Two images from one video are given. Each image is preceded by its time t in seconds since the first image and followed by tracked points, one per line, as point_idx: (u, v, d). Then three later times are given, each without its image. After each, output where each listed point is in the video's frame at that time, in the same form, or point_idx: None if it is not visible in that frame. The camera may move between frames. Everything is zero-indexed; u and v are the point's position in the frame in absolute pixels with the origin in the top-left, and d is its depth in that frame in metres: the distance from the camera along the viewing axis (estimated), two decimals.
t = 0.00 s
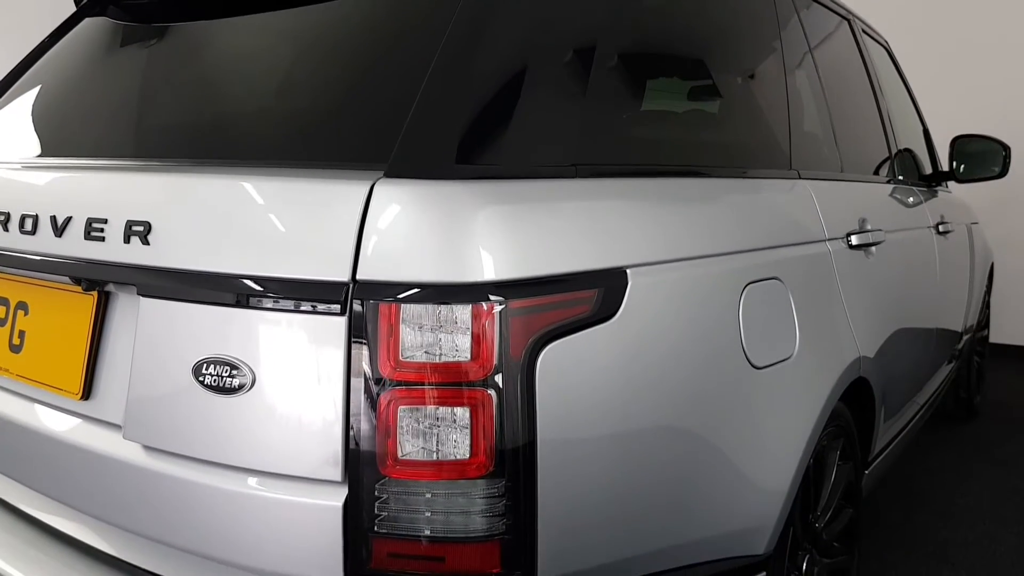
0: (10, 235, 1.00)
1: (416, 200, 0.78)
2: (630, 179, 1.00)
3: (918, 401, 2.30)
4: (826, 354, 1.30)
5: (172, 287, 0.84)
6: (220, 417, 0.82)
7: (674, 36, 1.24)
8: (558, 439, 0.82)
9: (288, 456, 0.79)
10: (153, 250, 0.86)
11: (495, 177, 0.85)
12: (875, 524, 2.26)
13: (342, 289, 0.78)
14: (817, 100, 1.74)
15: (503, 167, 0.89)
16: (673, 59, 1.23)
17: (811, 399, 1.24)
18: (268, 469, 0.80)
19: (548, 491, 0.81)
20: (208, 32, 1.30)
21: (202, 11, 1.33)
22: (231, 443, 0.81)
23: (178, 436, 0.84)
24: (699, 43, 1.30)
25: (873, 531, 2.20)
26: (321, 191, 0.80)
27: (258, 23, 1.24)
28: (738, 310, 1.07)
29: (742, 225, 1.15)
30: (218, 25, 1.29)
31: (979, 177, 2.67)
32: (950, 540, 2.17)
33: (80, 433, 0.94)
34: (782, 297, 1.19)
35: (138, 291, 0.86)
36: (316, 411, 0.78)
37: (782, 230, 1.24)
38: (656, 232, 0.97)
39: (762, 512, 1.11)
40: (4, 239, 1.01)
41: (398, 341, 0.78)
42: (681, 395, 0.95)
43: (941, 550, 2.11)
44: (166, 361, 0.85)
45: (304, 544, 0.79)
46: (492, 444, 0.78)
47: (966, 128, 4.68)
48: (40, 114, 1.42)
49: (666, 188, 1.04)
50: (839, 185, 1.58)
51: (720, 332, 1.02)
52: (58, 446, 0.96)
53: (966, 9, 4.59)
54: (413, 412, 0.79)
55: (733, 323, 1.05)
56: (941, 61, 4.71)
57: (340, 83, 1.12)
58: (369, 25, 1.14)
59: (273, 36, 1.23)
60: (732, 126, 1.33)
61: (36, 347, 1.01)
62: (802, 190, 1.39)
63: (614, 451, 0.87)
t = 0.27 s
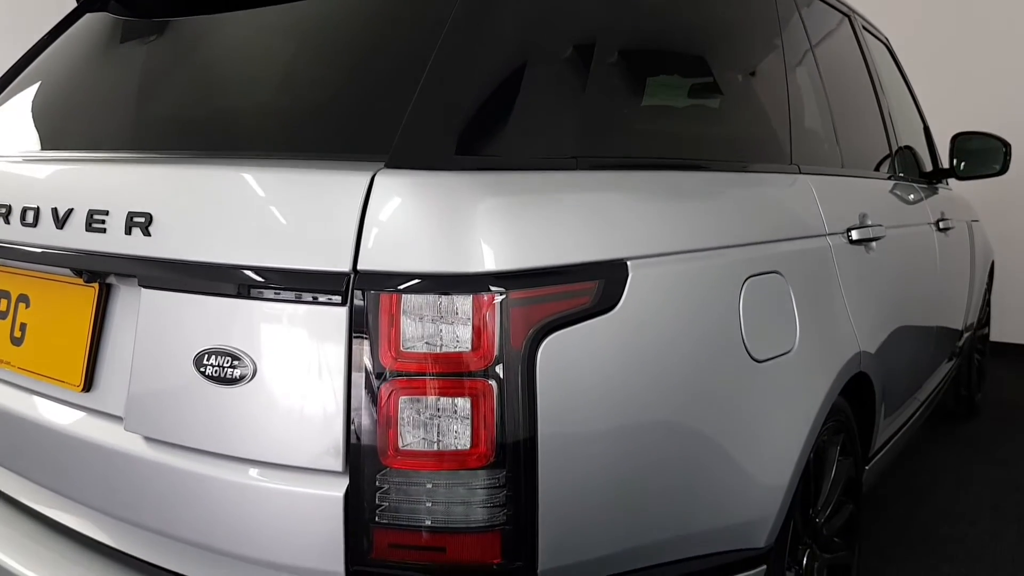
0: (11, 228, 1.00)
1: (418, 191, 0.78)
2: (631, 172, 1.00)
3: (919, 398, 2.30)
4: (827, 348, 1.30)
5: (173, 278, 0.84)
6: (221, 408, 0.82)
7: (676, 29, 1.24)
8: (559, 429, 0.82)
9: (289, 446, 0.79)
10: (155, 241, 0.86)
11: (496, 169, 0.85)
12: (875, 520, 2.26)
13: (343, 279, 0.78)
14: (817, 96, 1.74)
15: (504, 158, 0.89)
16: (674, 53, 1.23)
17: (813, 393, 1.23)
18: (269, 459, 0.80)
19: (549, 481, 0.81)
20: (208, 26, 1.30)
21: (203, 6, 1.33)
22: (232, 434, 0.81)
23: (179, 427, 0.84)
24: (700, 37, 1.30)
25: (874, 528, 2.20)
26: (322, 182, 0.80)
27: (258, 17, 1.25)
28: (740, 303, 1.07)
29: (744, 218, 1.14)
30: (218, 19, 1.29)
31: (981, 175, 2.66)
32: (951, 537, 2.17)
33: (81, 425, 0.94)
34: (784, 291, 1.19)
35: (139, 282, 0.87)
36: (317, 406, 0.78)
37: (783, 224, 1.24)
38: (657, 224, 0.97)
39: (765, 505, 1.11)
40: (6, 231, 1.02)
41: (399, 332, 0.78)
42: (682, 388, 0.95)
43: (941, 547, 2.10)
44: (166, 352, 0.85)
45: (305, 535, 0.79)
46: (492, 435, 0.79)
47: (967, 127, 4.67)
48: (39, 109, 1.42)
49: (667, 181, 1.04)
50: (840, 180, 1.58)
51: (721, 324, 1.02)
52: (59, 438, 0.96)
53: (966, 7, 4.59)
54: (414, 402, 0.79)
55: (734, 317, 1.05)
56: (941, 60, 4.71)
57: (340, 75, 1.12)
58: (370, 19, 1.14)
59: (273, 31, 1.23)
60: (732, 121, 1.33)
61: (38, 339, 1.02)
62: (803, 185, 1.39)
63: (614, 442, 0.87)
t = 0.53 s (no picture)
0: (14, 221, 1.01)
1: (420, 183, 0.78)
2: (633, 165, 1.00)
3: (920, 394, 2.30)
4: (829, 342, 1.30)
5: (176, 270, 0.84)
6: (224, 400, 0.82)
7: (677, 24, 1.24)
8: (562, 420, 0.82)
9: (292, 437, 0.79)
10: (158, 233, 0.86)
11: (499, 161, 0.85)
12: (876, 517, 2.26)
13: (346, 270, 0.78)
14: (818, 92, 1.74)
15: (506, 151, 0.89)
16: (676, 47, 1.23)
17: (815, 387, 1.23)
18: (272, 450, 0.80)
19: (551, 472, 0.81)
20: (210, 22, 1.30)
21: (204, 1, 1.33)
22: (235, 425, 0.82)
23: (181, 419, 0.85)
24: (701, 32, 1.30)
25: (874, 524, 2.20)
26: (325, 174, 0.81)
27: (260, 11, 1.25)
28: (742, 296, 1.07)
29: (745, 212, 1.15)
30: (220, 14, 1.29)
31: (983, 172, 2.66)
32: (952, 533, 2.17)
33: (84, 417, 0.94)
34: (786, 285, 1.19)
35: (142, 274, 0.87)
36: (320, 400, 0.79)
37: (784, 218, 1.24)
38: (659, 217, 0.97)
39: (767, 499, 1.11)
40: (8, 225, 1.02)
41: (401, 323, 0.78)
42: (684, 380, 0.95)
43: (942, 543, 2.11)
44: (169, 343, 0.85)
45: (307, 525, 0.79)
46: (495, 425, 0.79)
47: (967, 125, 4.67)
48: (38, 104, 1.42)
49: (669, 174, 1.04)
50: (840, 176, 1.59)
51: (723, 317, 1.02)
52: (62, 430, 0.96)
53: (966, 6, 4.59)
54: (417, 393, 0.79)
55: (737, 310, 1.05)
56: (941, 58, 4.71)
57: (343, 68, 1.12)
58: (372, 13, 1.14)
59: (275, 25, 1.23)
60: (734, 116, 1.33)
61: (40, 331, 1.02)
62: (804, 180, 1.39)
63: (617, 434, 0.87)
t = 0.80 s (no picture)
0: (17, 214, 1.01)
1: (422, 175, 0.79)
2: (634, 158, 1.01)
3: (920, 391, 2.30)
4: (830, 336, 1.30)
5: (179, 261, 0.85)
6: (227, 391, 0.82)
7: (678, 19, 1.24)
8: (563, 410, 0.82)
9: (295, 427, 0.80)
10: (161, 225, 0.86)
11: (500, 153, 0.86)
12: (877, 514, 2.26)
13: (348, 260, 0.78)
14: (819, 88, 1.74)
15: (507, 143, 0.90)
16: (676, 42, 1.23)
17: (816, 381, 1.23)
18: (275, 441, 0.81)
19: (553, 462, 0.82)
20: (211, 16, 1.30)
21: None
22: (237, 415, 0.82)
23: (184, 410, 0.85)
24: (703, 27, 1.30)
25: (875, 521, 2.20)
26: (328, 165, 0.81)
27: (261, 6, 1.25)
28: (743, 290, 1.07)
29: (746, 206, 1.15)
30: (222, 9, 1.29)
31: (983, 170, 2.66)
32: (953, 530, 2.17)
33: (87, 408, 0.95)
34: (787, 279, 1.19)
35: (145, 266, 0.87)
36: (322, 394, 0.79)
37: (785, 212, 1.24)
38: (660, 210, 0.97)
39: (768, 493, 1.12)
40: (11, 218, 1.02)
41: (404, 314, 0.78)
42: (686, 372, 0.95)
43: (942, 540, 2.11)
44: (172, 334, 0.85)
45: (311, 515, 0.80)
46: (497, 416, 0.79)
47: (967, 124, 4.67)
48: (40, 98, 1.42)
49: (670, 167, 1.04)
50: (841, 171, 1.59)
51: (725, 310, 1.02)
52: (65, 421, 0.97)
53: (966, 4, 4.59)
54: (419, 383, 0.79)
55: (738, 303, 1.05)
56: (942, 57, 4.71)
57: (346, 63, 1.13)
58: (373, 7, 1.15)
59: (277, 20, 1.23)
60: (735, 110, 1.33)
61: (43, 324, 1.02)
62: (805, 175, 1.39)
63: (619, 425, 0.87)
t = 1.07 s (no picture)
0: (21, 208, 1.01)
1: (425, 169, 0.79)
2: (636, 153, 1.01)
3: (921, 388, 2.30)
4: (831, 331, 1.30)
5: (183, 254, 0.85)
6: (230, 384, 0.83)
7: (679, 15, 1.25)
8: (566, 402, 0.82)
9: (298, 419, 0.80)
10: (164, 218, 0.87)
11: (502, 147, 0.86)
12: (878, 511, 2.26)
13: (351, 253, 0.79)
14: (820, 86, 1.75)
15: (509, 137, 0.90)
16: (677, 38, 1.24)
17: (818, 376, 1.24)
18: (278, 433, 0.81)
19: (555, 455, 0.82)
20: (213, 13, 1.31)
21: None
22: (241, 406, 0.82)
23: (188, 403, 0.85)
24: (704, 23, 1.30)
25: (875, 518, 2.20)
26: (330, 159, 0.81)
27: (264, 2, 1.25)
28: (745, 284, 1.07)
29: (747, 201, 1.15)
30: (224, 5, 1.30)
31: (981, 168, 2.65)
32: (954, 527, 2.17)
33: (91, 401, 0.95)
34: (788, 274, 1.19)
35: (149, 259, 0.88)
36: (325, 389, 0.79)
37: (785, 207, 1.25)
38: (662, 204, 0.97)
39: (769, 487, 1.12)
40: (15, 212, 1.02)
41: (406, 306, 0.79)
42: (687, 365, 0.95)
43: (943, 537, 2.11)
44: (175, 327, 0.86)
45: (314, 506, 0.80)
46: (499, 407, 0.79)
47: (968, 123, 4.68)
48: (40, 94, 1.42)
49: (671, 162, 1.04)
50: (842, 168, 1.59)
51: (727, 304, 1.02)
52: (69, 415, 0.97)
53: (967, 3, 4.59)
54: (422, 375, 0.80)
55: (739, 297, 1.05)
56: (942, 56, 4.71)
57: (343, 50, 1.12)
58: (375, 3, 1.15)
59: (279, 16, 1.24)
60: (736, 105, 1.34)
61: (47, 317, 1.03)
62: (806, 171, 1.39)
63: (621, 418, 0.88)
